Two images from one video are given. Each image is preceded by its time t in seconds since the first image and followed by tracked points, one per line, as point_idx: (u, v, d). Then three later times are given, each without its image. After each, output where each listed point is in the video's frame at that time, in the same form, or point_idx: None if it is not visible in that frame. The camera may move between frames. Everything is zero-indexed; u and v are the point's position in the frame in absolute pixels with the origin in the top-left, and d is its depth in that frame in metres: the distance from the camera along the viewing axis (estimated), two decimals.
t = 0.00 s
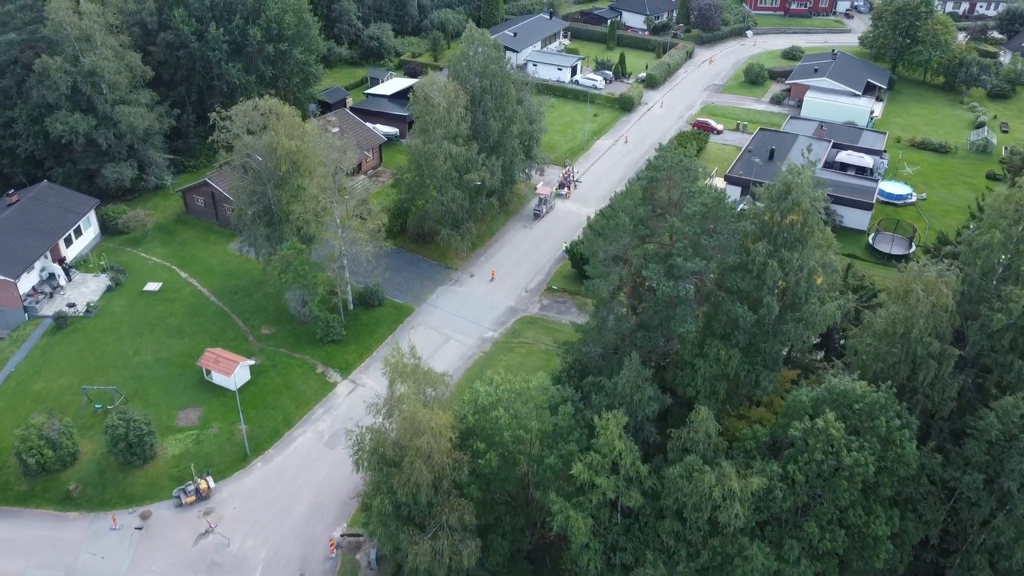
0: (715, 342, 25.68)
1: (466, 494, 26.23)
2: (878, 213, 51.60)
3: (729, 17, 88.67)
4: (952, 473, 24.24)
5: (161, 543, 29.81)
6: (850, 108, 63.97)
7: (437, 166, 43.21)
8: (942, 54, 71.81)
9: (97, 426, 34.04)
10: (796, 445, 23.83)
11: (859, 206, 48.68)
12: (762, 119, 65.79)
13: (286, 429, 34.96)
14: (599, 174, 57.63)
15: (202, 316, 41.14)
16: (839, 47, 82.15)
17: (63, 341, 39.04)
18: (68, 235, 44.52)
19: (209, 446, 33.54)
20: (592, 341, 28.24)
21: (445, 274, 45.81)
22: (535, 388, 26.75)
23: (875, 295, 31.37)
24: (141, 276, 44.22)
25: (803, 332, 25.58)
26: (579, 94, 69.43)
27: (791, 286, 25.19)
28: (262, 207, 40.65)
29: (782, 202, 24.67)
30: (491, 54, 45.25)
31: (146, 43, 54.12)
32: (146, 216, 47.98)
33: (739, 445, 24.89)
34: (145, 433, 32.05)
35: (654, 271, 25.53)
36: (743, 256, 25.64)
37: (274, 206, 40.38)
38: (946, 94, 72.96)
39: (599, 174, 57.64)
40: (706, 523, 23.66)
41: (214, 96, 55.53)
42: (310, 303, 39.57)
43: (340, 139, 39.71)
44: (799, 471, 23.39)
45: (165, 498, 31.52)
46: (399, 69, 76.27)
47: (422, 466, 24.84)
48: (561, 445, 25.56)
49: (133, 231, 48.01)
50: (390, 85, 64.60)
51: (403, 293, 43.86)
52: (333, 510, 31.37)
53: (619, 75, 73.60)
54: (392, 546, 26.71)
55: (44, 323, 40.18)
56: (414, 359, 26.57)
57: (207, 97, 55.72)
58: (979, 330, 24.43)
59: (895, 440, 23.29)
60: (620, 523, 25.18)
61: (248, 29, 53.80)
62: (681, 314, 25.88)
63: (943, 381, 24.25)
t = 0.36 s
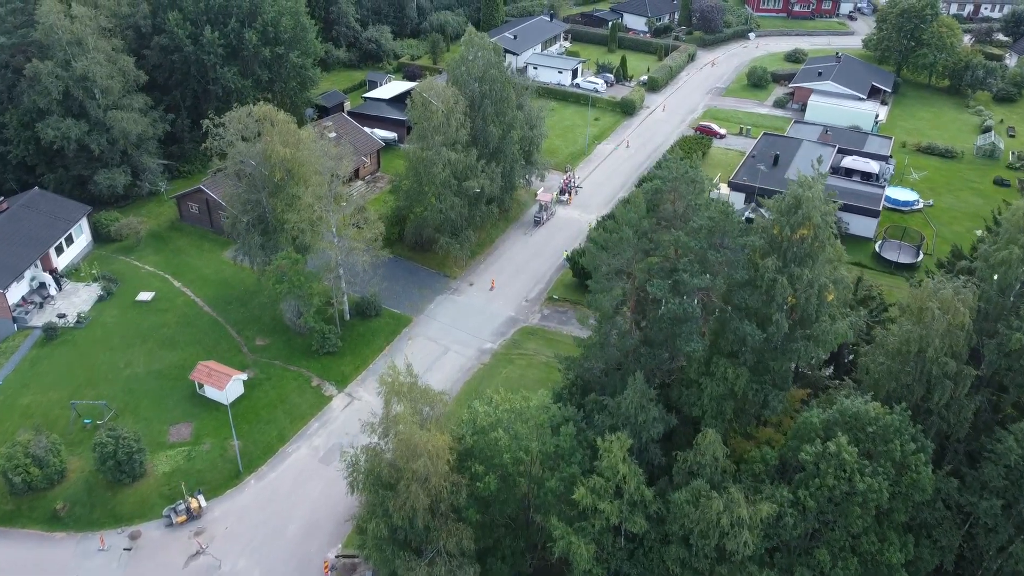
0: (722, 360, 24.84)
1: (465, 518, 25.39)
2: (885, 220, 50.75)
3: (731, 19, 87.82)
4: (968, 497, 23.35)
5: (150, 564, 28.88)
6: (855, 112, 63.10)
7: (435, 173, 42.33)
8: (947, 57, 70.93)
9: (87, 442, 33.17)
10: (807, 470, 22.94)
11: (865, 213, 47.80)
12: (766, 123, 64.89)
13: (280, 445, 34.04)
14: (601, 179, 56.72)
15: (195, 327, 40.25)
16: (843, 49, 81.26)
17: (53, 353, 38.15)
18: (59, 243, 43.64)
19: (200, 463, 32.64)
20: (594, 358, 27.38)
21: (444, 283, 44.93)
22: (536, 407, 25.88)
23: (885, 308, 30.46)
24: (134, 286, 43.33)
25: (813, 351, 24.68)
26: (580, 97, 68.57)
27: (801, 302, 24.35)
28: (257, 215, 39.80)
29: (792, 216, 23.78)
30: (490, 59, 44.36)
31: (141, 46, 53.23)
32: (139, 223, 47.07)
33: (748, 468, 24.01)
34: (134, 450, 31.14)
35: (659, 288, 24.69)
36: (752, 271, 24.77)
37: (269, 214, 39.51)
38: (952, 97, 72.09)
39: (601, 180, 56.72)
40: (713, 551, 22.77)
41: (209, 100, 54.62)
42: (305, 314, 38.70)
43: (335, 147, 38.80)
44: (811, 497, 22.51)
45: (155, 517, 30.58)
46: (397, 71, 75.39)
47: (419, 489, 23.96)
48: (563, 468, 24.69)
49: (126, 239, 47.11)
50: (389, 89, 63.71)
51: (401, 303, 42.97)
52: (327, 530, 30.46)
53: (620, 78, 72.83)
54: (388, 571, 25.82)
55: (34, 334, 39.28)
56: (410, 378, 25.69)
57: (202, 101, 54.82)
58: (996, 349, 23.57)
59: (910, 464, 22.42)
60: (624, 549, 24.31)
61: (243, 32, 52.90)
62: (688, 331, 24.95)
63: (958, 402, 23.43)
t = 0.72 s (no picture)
0: (728, 381, 23.98)
1: (463, 543, 24.70)
2: (891, 227, 49.90)
3: (734, 22, 86.97)
4: (986, 524, 22.46)
5: None
6: (859, 117, 62.23)
7: (433, 180, 41.44)
8: (953, 60, 70.06)
9: (75, 460, 32.28)
10: (818, 496, 22.06)
11: (872, 221, 46.92)
12: (769, 128, 64.00)
13: (274, 462, 33.12)
14: (602, 185, 55.83)
15: (187, 338, 39.35)
16: (846, 52, 80.39)
17: (41, 365, 37.23)
18: (50, 252, 42.73)
19: (191, 481, 31.74)
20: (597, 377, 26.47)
21: (442, 292, 44.06)
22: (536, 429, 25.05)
23: (897, 324, 29.54)
24: (126, 296, 42.43)
25: (824, 371, 23.79)
26: (581, 101, 67.71)
27: (811, 321, 23.48)
28: (251, 225, 38.90)
29: (802, 231, 22.91)
30: (490, 64, 43.47)
31: (134, 50, 52.32)
32: (131, 231, 46.15)
33: (756, 494, 23.12)
34: (123, 469, 30.23)
35: (664, 306, 23.83)
36: (761, 288, 23.90)
37: (263, 223, 38.59)
38: (957, 101, 71.23)
39: (603, 185, 55.82)
40: None
41: (204, 105, 53.73)
42: (300, 327, 37.82)
43: (331, 155, 37.90)
44: (823, 525, 21.59)
45: (144, 538, 29.64)
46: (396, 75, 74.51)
47: (415, 515, 23.14)
48: (565, 493, 23.84)
49: (118, 247, 46.18)
50: (387, 93, 62.84)
51: (399, 314, 42.08)
52: (322, 551, 29.55)
53: (622, 81, 71.99)
54: None
55: (22, 346, 38.37)
56: (406, 398, 24.84)
57: (197, 106, 53.92)
58: (1015, 370, 22.69)
59: (926, 491, 21.55)
60: None
61: (238, 36, 52.02)
62: (694, 351, 24.05)
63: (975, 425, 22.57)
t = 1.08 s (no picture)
0: (737, 404, 23.15)
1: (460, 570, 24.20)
2: (898, 235, 49.08)
3: (736, 24, 86.15)
4: (1005, 554, 21.56)
5: None
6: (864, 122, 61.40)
7: (431, 189, 40.58)
8: (958, 64, 69.24)
9: (62, 479, 31.39)
10: (831, 525, 21.16)
11: (879, 229, 46.06)
12: (773, 132, 63.12)
13: (267, 481, 32.21)
14: (604, 191, 54.92)
15: (180, 351, 38.46)
16: (850, 55, 79.55)
17: (29, 379, 36.29)
18: (40, 261, 41.81)
19: (182, 501, 30.84)
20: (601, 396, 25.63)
21: (440, 302, 43.21)
22: (536, 452, 24.17)
23: (908, 341, 28.65)
24: (117, 306, 41.52)
25: (836, 394, 22.95)
26: (581, 105, 66.87)
27: (822, 341, 22.66)
28: (245, 234, 37.99)
29: (814, 248, 22.06)
30: (489, 69, 42.57)
31: (127, 54, 51.39)
32: (123, 240, 45.22)
33: (766, 522, 22.27)
34: (111, 490, 29.31)
35: (670, 326, 23.00)
36: (771, 307, 23.01)
37: (257, 233, 37.66)
38: (962, 105, 70.38)
39: (604, 192, 54.91)
40: None
41: (198, 110, 52.85)
42: (295, 340, 36.95)
43: (326, 164, 37.02)
44: (837, 555, 20.64)
45: (132, 560, 28.65)
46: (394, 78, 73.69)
47: (411, 543, 22.41)
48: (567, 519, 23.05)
49: (110, 256, 45.24)
50: (385, 97, 61.96)
51: (397, 325, 41.20)
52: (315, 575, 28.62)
53: (623, 85, 71.14)
54: None
55: (10, 359, 37.46)
56: (402, 420, 24.01)
57: (191, 111, 53.02)
58: None
59: (944, 521, 20.65)
60: None
61: (234, 40, 51.12)
62: (700, 372, 23.17)
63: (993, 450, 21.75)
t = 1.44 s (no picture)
0: (745, 428, 22.28)
1: None
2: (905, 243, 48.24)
3: (738, 27, 85.31)
4: None
5: None
6: (869, 127, 60.58)
7: (429, 198, 39.70)
8: (963, 68, 68.41)
9: (49, 499, 30.47)
10: (844, 556, 20.24)
11: (885, 237, 45.20)
12: (776, 137, 62.26)
13: (260, 499, 31.27)
14: (605, 197, 54.02)
15: (172, 363, 37.56)
16: (853, 58, 78.71)
17: (17, 394, 35.39)
18: (29, 271, 40.90)
19: (172, 521, 29.92)
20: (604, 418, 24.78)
21: (439, 313, 42.32)
22: (536, 477, 23.28)
23: (922, 359, 27.72)
24: (108, 318, 40.61)
25: (849, 418, 22.08)
26: (582, 109, 66.00)
27: (835, 364, 21.80)
28: (238, 245, 37.07)
29: (826, 267, 21.18)
30: (488, 75, 41.67)
31: (121, 59, 50.46)
32: (115, 249, 44.30)
33: (776, 551, 21.38)
34: (98, 511, 28.40)
35: (676, 347, 22.11)
36: (780, 327, 22.11)
37: (251, 244, 36.75)
38: (968, 109, 69.53)
39: (605, 198, 54.02)
40: None
41: (193, 116, 51.97)
42: (289, 353, 36.06)
43: (322, 173, 36.12)
44: None
45: None
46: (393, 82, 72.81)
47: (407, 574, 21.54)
48: (569, 548, 22.19)
49: (102, 266, 44.32)
50: (383, 102, 61.09)
51: (394, 337, 40.33)
52: None
53: (624, 89, 70.28)
54: None
55: None
56: (398, 443, 23.13)
57: (186, 116, 52.12)
58: None
59: (962, 552, 19.65)
60: None
61: (229, 45, 50.20)
62: (708, 395, 22.28)
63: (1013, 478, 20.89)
